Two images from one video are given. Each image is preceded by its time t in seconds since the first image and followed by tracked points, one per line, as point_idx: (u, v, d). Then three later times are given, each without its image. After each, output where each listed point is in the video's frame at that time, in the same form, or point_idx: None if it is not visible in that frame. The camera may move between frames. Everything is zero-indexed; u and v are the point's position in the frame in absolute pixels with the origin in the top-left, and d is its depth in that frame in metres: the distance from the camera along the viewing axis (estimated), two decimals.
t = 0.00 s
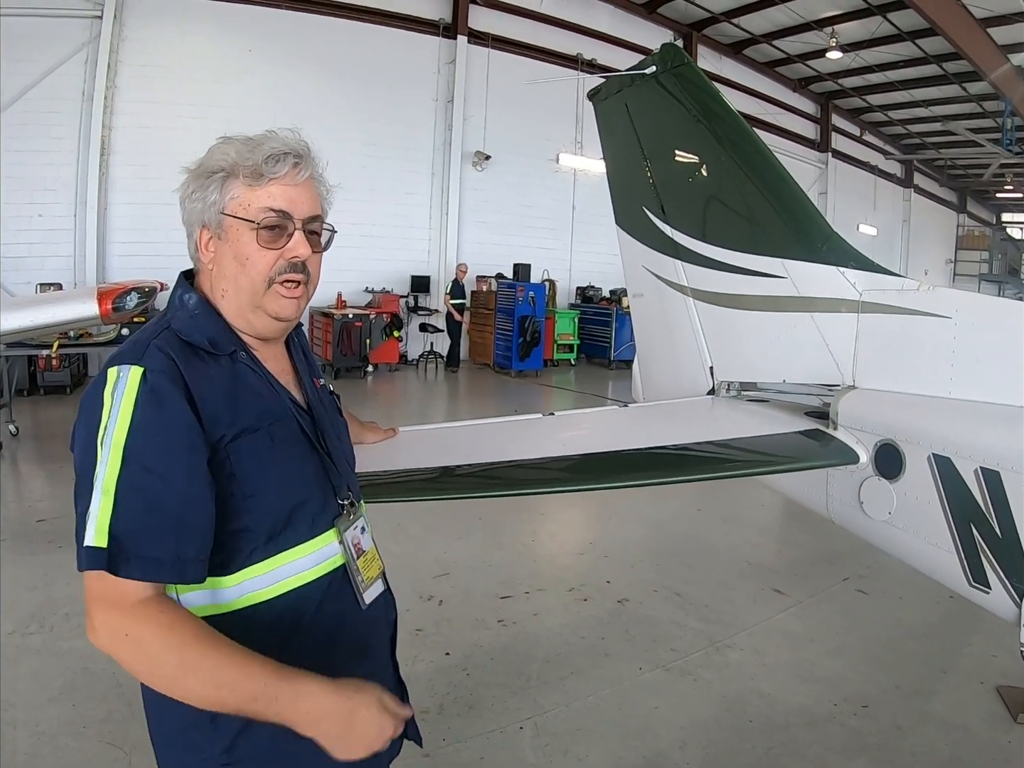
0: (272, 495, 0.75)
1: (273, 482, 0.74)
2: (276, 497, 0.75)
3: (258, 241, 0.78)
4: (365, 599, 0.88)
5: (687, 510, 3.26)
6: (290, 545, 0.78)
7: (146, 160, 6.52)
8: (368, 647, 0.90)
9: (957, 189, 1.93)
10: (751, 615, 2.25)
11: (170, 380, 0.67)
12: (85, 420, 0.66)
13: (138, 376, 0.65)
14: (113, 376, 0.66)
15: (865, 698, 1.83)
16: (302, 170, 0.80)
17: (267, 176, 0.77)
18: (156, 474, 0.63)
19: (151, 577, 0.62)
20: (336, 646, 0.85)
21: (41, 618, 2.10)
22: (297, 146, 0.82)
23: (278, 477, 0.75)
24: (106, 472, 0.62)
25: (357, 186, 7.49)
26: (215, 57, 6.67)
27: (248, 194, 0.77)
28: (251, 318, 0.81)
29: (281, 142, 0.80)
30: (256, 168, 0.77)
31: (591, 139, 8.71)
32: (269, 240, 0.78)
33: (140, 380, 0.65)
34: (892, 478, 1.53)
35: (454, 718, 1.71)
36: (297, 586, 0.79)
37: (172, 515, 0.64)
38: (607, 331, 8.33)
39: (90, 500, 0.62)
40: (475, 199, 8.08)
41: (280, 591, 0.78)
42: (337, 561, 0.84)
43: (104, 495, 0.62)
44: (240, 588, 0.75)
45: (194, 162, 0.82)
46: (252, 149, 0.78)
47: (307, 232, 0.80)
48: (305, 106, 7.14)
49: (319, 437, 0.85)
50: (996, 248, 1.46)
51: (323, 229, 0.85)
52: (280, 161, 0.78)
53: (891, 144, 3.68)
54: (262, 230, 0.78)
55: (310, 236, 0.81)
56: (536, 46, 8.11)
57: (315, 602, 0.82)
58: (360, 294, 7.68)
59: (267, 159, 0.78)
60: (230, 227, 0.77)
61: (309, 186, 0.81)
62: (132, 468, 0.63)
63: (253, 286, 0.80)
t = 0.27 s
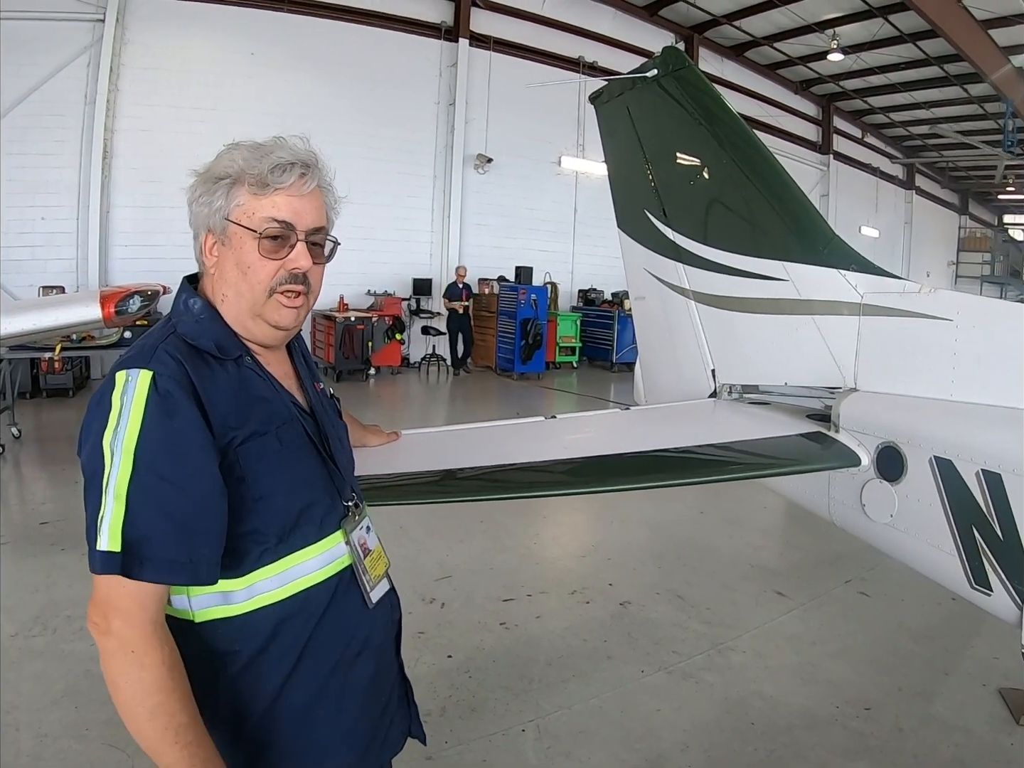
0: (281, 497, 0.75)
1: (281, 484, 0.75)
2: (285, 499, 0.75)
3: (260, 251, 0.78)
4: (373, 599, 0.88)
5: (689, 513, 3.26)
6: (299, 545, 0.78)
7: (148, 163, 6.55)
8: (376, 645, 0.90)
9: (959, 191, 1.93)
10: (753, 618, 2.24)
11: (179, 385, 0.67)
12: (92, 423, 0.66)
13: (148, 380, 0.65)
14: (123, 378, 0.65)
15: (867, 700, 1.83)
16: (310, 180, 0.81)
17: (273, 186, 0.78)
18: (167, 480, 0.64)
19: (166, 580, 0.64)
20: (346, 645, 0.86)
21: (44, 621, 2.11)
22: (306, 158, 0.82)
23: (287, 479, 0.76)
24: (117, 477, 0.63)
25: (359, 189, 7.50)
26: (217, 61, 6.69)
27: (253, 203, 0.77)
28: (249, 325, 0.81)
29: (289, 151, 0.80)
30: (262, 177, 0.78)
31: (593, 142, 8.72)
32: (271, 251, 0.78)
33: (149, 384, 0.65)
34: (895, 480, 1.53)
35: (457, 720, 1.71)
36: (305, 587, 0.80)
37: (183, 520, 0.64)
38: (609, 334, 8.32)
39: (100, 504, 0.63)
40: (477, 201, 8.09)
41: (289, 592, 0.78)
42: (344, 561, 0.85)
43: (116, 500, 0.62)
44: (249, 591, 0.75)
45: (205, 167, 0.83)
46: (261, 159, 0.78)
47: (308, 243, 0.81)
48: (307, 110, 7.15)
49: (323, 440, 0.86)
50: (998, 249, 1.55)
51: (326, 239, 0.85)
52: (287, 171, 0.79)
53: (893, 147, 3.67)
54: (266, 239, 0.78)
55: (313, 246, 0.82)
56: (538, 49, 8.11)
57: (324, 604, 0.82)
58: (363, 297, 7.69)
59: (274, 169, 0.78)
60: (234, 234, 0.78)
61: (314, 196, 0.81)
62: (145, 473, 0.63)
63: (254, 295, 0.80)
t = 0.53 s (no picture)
0: (283, 501, 0.75)
1: (285, 488, 0.75)
2: (288, 503, 0.76)
3: (271, 255, 0.78)
4: (374, 603, 0.89)
5: (691, 516, 3.26)
6: (301, 549, 0.79)
7: (150, 167, 6.57)
8: (378, 649, 0.90)
9: (962, 194, 1.93)
10: (755, 620, 2.24)
11: (183, 390, 0.68)
12: (98, 429, 0.66)
13: (152, 386, 0.66)
14: (127, 385, 0.66)
15: (869, 702, 1.83)
16: (317, 185, 0.81)
17: (283, 190, 0.78)
18: (172, 485, 0.64)
19: (172, 584, 0.64)
20: (347, 649, 0.86)
21: (47, 624, 2.11)
22: (312, 161, 0.83)
23: (290, 483, 0.76)
24: (122, 482, 0.63)
25: (360, 193, 7.52)
26: (219, 65, 6.72)
27: (264, 207, 0.77)
28: (261, 329, 0.82)
29: (297, 155, 0.80)
30: (272, 181, 0.78)
31: (594, 144, 8.72)
32: (283, 254, 0.78)
33: (153, 390, 0.66)
34: (896, 482, 1.53)
35: (459, 723, 1.71)
36: (307, 591, 0.80)
37: (188, 524, 0.65)
38: (611, 337, 8.32)
39: (106, 510, 0.63)
40: (479, 204, 8.09)
41: (292, 596, 0.78)
42: (346, 565, 0.85)
43: (122, 505, 0.63)
44: (251, 596, 0.76)
45: (206, 171, 0.82)
46: (269, 163, 0.78)
47: (319, 246, 0.81)
48: (309, 114, 7.17)
49: (326, 444, 0.86)
50: (1002, 250, 1.62)
51: (332, 242, 0.86)
52: (296, 175, 0.79)
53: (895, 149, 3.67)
54: (277, 242, 0.78)
55: (322, 249, 0.82)
56: (539, 52, 8.12)
57: (325, 607, 0.83)
58: (364, 300, 7.70)
59: (283, 173, 0.78)
60: (244, 238, 0.77)
61: (321, 200, 0.82)
62: (149, 479, 0.63)
63: (265, 299, 0.80)
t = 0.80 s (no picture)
0: (290, 503, 0.75)
1: (291, 490, 0.76)
2: (294, 505, 0.76)
3: (282, 250, 0.78)
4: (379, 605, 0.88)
5: (693, 517, 3.26)
6: (308, 551, 0.79)
7: (152, 169, 6.59)
8: (382, 650, 0.91)
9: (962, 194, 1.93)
10: (757, 621, 2.24)
11: (190, 390, 0.68)
12: (104, 431, 0.66)
13: (157, 386, 0.66)
14: (134, 384, 0.66)
15: (871, 703, 1.82)
16: (323, 184, 0.82)
17: (292, 186, 0.78)
18: (180, 484, 0.64)
19: (179, 584, 0.64)
20: (351, 651, 0.86)
21: (49, 626, 2.12)
22: (317, 160, 0.83)
23: (296, 485, 0.76)
24: (130, 482, 0.63)
25: (361, 194, 7.52)
26: (219, 68, 6.73)
27: (273, 203, 0.77)
28: (272, 325, 0.82)
29: (303, 155, 0.81)
30: (282, 179, 0.78)
31: (595, 146, 8.73)
32: (294, 248, 0.78)
33: (161, 389, 0.66)
34: (897, 483, 1.53)
35: (460, 724, 1.71)
36: (312, 593, 0.80)
37: (196, 523, 0.65)
38: (612, 337, 8.32)
39: (113, 511, 0.63)
40: (480, 206, 8.10)
41: (297, 597, 0.78)
42: (352, 567, 0.85)
43: (128, 506, 0.63)
44: (257, 597, 0.76)
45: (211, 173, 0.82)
46: (278, 162, 0.79)
47: (328, 241, 0.81)
48: (309, 116, 7.18)
49: (331, 446, 0.86)
50: (1001, 250, 1.50)
51: (340, 241, 0.86)
52: (304, 173, 0.80)
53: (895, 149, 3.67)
54: (289, 238, 0.78)
55: (330, 245, 0.82)
56: (540, 53, 8.12)
57: (331, 609, 0.83)
58: (365, 301, 7.71)
59: (292, 171, 0.79)
60: (254, 234, 0.77)
61: (328, 199, 0.83)
62: (156, 478, 0.64)
63: (277, 294, 0.80)
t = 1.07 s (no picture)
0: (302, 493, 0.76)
1: (301, 482, 0.76)
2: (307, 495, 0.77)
3: (287, 250, 0.79)
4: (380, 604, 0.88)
5: (694, 518, 3.26)
6: (313, 545, 0.79)
7: (153, 172, 6.60)
8: (380, 652, 0.91)
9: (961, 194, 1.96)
10: (758, 621, 2.24)
11: (202, 381, 0.69)
12: (121, 427, 0.67)
13: (169, 378, 0.67)
14: (143, 382, 0.67)
15: (872, 704, 1.82)
16: (332, 190, 0.83)
17: (301, 190, 0.79)
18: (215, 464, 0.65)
19: (236, 557, 0.64)
20: (350, 651, 0.86)
21: (50, 628, 2.12)
22: (327, 168, 0.84)
23: (305, 477, 0.77)
24: (162, 470, 0.64)
25: (361, 197, 7.53)
26: (219, 72, 6.74)
27: (282, 205, 0.78)
28: (272, 325, 0.82)
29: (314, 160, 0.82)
30: (291, 182, 0.79)
31: (594, 147, 8.73)
32: (299, 250, 0.79)
33: (172, 381, 0.67)
34: (897, 483, 1.53)
35: (462, 726, 1.71)
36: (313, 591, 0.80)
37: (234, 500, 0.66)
38: (613, 339, 8.33)
39: (155, 501, 0.64)
40: (480, 208, 8.11)
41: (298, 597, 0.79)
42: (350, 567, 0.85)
43: (169, 493, 0.63)
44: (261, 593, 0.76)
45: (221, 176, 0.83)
46: (289, 166, 0.80)
47: (333, 246, 0.82)
48: (309, 119, 7.19)
49: (331, 444, 0.87)
50: (1002, 250, 1.56)
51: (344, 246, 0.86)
52: (314, 178, 0.81)
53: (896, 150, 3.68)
54: (294, 239, 0.79)
55: (335, 250, 0.83)
56: (539, 55, 8.12)
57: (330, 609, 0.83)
58: (365, 304, 7.72)
59: (302, 175, 0.80)
60: (260, 234, 0.78)
61: (335, 204, 0.83)
62: (189, 461, 0.64)
63: (279, 294, 0.80)
